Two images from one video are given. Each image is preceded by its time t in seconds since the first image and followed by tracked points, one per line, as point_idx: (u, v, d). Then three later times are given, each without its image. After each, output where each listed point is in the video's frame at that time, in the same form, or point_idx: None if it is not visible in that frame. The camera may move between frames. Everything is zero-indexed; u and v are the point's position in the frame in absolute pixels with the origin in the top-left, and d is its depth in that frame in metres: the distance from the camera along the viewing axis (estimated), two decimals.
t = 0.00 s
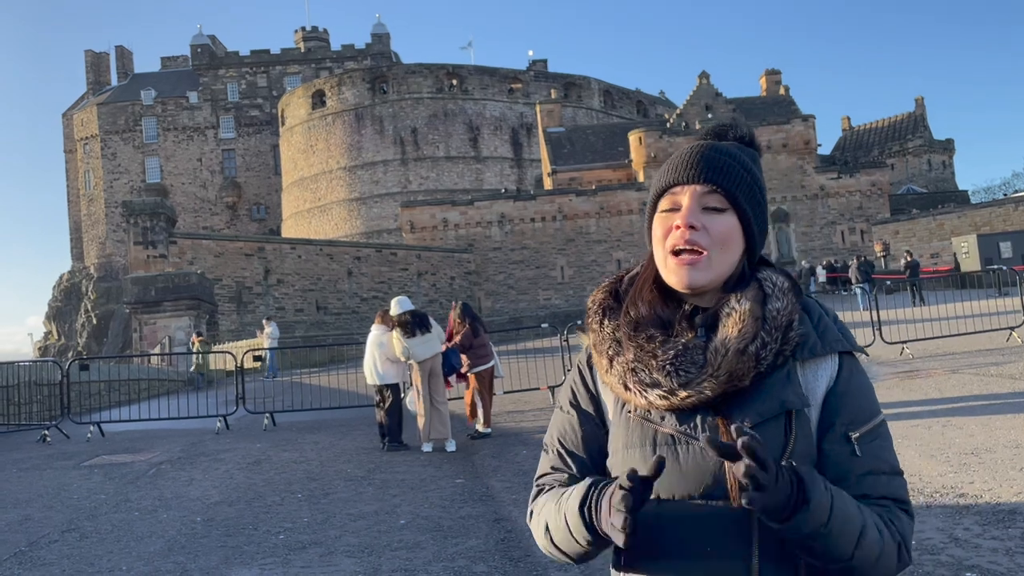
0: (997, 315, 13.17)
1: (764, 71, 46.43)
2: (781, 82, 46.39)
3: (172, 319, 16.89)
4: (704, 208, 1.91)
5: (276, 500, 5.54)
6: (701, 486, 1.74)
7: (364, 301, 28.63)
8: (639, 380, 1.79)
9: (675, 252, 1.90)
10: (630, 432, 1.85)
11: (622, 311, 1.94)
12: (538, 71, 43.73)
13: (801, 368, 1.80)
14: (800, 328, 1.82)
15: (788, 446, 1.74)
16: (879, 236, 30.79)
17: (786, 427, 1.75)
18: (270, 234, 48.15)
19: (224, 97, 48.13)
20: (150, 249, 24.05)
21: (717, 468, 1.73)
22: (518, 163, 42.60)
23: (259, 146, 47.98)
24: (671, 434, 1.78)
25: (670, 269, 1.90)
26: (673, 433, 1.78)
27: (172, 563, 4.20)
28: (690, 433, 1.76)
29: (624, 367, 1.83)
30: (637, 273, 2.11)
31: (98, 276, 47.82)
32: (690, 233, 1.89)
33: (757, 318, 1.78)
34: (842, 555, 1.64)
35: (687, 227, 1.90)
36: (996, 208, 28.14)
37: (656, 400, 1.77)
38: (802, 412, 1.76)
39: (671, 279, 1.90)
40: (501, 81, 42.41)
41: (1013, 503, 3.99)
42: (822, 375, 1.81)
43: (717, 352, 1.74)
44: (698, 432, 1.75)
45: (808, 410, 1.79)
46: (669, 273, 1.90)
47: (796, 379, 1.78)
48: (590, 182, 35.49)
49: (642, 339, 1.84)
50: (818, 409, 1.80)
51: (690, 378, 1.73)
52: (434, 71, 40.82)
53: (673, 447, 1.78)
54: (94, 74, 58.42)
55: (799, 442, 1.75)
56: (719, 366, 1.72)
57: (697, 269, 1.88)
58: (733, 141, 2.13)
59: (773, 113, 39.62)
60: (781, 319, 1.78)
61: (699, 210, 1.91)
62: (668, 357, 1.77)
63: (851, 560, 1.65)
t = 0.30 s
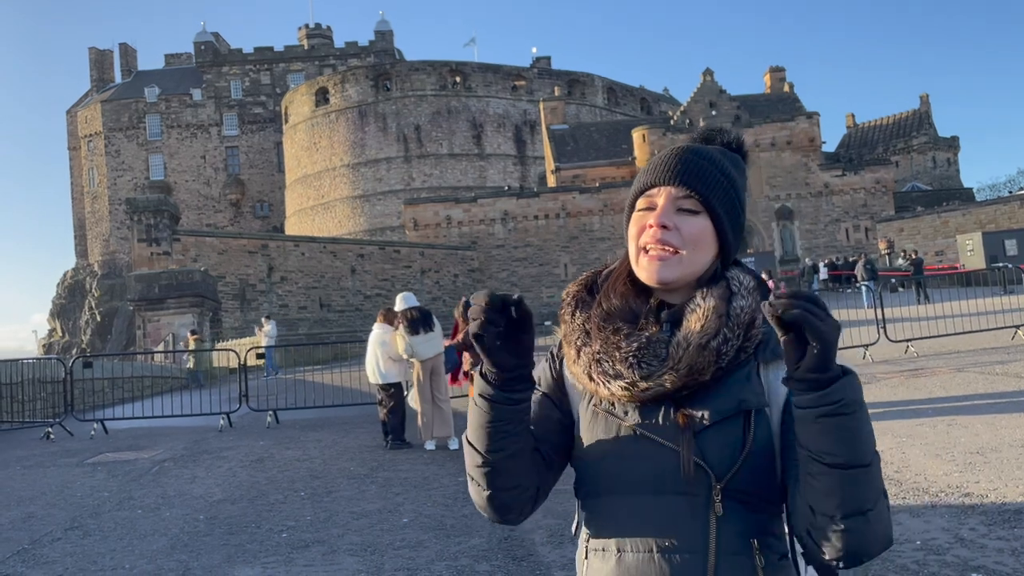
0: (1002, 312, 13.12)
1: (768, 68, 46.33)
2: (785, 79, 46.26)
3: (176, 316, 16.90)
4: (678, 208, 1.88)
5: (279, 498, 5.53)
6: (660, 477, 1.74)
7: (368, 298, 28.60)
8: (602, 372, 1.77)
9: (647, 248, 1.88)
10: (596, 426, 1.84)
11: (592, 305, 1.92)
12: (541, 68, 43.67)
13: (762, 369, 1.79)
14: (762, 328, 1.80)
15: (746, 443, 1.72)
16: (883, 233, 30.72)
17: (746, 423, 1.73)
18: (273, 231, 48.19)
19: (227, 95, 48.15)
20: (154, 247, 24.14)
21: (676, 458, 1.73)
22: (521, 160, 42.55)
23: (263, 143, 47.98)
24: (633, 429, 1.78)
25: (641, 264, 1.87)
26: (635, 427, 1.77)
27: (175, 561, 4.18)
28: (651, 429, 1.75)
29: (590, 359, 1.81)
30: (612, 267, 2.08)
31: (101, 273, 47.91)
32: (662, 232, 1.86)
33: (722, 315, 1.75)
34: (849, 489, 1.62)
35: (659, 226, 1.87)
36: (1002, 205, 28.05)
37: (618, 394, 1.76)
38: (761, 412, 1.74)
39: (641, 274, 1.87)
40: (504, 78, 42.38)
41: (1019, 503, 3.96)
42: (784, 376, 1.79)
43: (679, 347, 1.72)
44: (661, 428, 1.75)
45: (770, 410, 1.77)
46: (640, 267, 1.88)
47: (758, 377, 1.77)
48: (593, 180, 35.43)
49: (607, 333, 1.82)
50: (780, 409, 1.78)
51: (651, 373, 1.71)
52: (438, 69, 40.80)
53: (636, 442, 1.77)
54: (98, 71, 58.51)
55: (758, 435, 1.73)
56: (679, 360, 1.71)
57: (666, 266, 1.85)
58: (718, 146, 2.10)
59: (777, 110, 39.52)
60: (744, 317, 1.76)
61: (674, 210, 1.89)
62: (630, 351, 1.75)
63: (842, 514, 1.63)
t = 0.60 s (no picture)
0: (1006, 310, 13.06)
1: (772, 66, 46.23)
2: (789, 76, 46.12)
3: (179, 313, 16.92)
4: (662, 216, 1.85)
5: (281, 496, 5.54)
6: (641, 479, 1.73)
7: (371, 296, 28.58)
8: (583, 377, 1.74)
9: (629, 253, 1.84)
10: (577, 428, 1.82)
11: (574, 309, 1.87)
12: (545, 65, 43.59)
13: (742, 374, 1.77)
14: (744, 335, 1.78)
15: (724, 446, 1.71)
16: (888, 231, 30.61)
17: (724, 428, 1.72)
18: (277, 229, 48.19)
19: (231, 92, 48.17)
20: (157, 244, 24.21)
21: (657, 460, 1.71)
22: (525, 158, 42.48)
23: (266, 141, 47.97)
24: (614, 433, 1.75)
25: (623, 268, 1.83)
26: (616, 430, 1.75)
27: (178, 560, 4.19)
28: (632, 433, 1.74)
29: (571, 363, 1.77)
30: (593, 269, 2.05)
31: (106, 270, 47.95)
32: (645, 240, 1.82)
33: (703, 322, 1.73)
34: (833, 476, 1.60)
35: (643, 235, 1.83)
36: (1006, 203, 27.94)
37: (599, 399, 1.73)
38: (739, 415, 1.73)
39: (622, 279, 1.83)
40: (507, 75, 42.32)
41: None
42: (761, 383, 1.78)
43: (660, 353, 1.69)
44: (640, 432, 1.73)
45: (748, 415, 1.76)
46: (621, 271, 1.84)
47: (737, 382, 1.76)
48: (596, 177, 35.38)
49: (589, 338, 1.78)
50: (758, 414, 1.76)
51: (632, 379, 1.69)
52: (441, 66, 40.83)
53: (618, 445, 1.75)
54: (101, 69, 58.57)
55: (735, 438, 1.73)
56: (660, 367, 1.68)
57: (648, 271, 1.81)
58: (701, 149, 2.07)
59: (781, 107, 39.42)
60: (726, 324, 1.74)
61: (657, 217, 1.85)
62: (613, 358, 1.72)
63: (828, 503, 1.60)
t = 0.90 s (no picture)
0: (1009, 308, 13.01)
1: (774, 63, 46.15)
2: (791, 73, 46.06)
3: (182, 312, 16.94)
4: (656, 228, 1.83)
5: (283, 496, 5.53)
6: (635, 492, 1.70)
7: (373, 294, 28.55)
8: (580, 394, 1.73)
9: (623, 268, 1.81)
10: (568, 440, 1.80)
11: (567, 324, 1.84)
12: (546, 63, 43.56)
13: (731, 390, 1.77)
14: (738, 348, 1.78)
15: (718, 460, 1.70)
16: (890, 228, 30.55)
17: (717, 442, 1.71)
18: (279, 227, 48.17)
19: (233, 91, 48.20)
20: (160, 242, 24.20)
21: (649, 479, 1.69)
22: (527, 156, 42.46)
23: (268, 139, 48.00)
24: (608, 447, 1.73)
25: (618, 283, 1.81)
26: (609, 445, 1.73)
27: (178, 560, 4.17)
28: (627, 445, 1.71)
29: (567, 380, 1.76)
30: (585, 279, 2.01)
31: (108, 268, 47.92)
32: (640, 252, 1.80)
33: (698, 339, 1.73)
34: (817, 548, 1.58)
35: (638, 246, 1.81)
36: (1009, 200, 27.88)
37: (597, 414, 1.71)
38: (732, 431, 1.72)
39: (618, 292, 1.81)
40: (509, 73, 42.29)
41: None
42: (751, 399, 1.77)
43: (656, 372, 1.69)
44: (635, 448, 1.70)
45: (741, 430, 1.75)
46: (617, 284, 1.81)
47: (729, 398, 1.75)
48: (598, 175, 35.36)
49: (583, 355, 1.77)
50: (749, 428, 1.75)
51: (628, 397, 1.68)
52: (443, 64, 40.85)
53: (608, 463, 1.73)
54: (104, 67, 58.55)
55: (729, 453, 1.71)
56: (655, 386, 1.68)
57: (641, 287, 1.79)
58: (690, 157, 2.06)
59: (783, 105, 39.36)
60: (720, 339, 1.75)
61: (651, 230, 1.83)
62: (606, 376, 1.71)
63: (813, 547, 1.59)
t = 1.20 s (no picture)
0: (1010, 306, 12.99)
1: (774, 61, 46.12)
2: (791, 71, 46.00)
3: (182, 311, 16.91)
4: (659, 225, 1.81)
5: (283, 496, 5.52)
6: (647, 491, 1.69)
7: (373, 292, 28.53)
8: (591, 392, 1.70)
9: (631, 269, 1.79)
10: (578, 439, 1.78)
11: (577, 322, 1.82)
12: (547, 62, 43.52)
13: (742, 384, 1.75)
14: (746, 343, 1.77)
15: (730, 453, 1.69)
16: (890, 226, 30.53)
17: (728, 438, 1.70)
18: (279, 225, 48.13)
19: (232, 89, 48.17)
20: (160, 241, 24.13)
21: (662, 474, 1.68)
22: (527, 154, 42.42)
23: (268, 138, 47.97)
24: (619, 446, 1.71)
25: (628, 284, 1.79)
26: (621, 443, 1.71)
27: (180, 561, 4.17)
28: (638, 443, 1.70)
29: (577, 378, 1.73)
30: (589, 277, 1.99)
31: (108, 267, 47.86)
32: (646, 253, 1.78)
33: (707, 333, 1.71)
34: (811, 505, 1.58)
35: (643, 247, 1.79)
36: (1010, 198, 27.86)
37: (607, 413, 1.69)
38: (743, 425, 1.71)
39: (627, 293, 1.79)
40: (509, 72, 42.25)
41: None
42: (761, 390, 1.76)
43: (667, 368, 1.67)
44: (647, 447, 1.69)
45: (750, 423, 1.73)
46: (626, 286, 1.79)
47: (739, 393, 1.74)
48: (599, 173, 35.34)
49: (593, 353, 1.74)
50: (758, 421, 1.74)
51: (641, 394, 1.65)
52: (443, 62, 40.81)
53: (621, 462, 1.71)
54: (103, 65, 58.43)
55: (741, 448, 1.70)
56: (668, 382, 1.65)
57: (651, 285, 1.77)
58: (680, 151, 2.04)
59: (783, 103, 39.32)
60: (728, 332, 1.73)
61: (654, 229, 1.81)
62: (618, 373, 1.68)
63: (808, 520, 1.59)
